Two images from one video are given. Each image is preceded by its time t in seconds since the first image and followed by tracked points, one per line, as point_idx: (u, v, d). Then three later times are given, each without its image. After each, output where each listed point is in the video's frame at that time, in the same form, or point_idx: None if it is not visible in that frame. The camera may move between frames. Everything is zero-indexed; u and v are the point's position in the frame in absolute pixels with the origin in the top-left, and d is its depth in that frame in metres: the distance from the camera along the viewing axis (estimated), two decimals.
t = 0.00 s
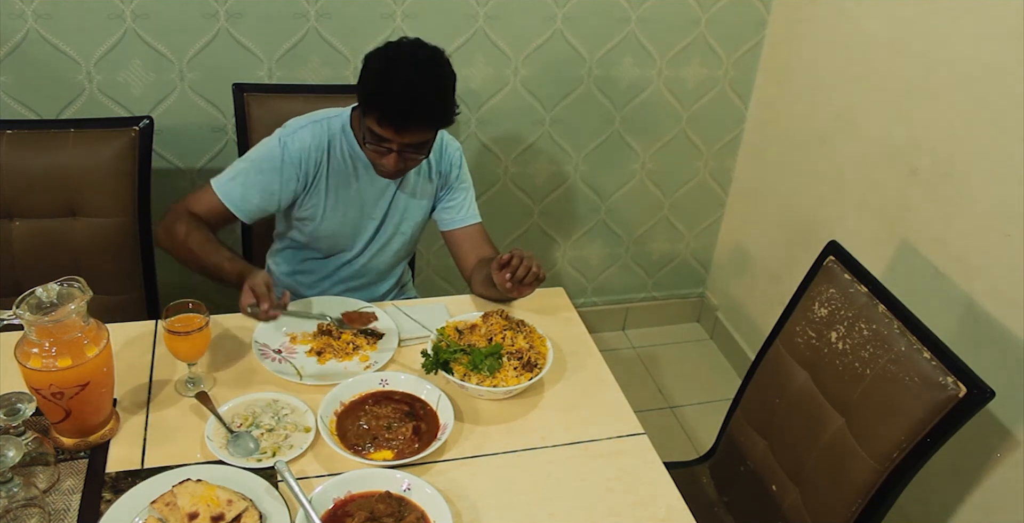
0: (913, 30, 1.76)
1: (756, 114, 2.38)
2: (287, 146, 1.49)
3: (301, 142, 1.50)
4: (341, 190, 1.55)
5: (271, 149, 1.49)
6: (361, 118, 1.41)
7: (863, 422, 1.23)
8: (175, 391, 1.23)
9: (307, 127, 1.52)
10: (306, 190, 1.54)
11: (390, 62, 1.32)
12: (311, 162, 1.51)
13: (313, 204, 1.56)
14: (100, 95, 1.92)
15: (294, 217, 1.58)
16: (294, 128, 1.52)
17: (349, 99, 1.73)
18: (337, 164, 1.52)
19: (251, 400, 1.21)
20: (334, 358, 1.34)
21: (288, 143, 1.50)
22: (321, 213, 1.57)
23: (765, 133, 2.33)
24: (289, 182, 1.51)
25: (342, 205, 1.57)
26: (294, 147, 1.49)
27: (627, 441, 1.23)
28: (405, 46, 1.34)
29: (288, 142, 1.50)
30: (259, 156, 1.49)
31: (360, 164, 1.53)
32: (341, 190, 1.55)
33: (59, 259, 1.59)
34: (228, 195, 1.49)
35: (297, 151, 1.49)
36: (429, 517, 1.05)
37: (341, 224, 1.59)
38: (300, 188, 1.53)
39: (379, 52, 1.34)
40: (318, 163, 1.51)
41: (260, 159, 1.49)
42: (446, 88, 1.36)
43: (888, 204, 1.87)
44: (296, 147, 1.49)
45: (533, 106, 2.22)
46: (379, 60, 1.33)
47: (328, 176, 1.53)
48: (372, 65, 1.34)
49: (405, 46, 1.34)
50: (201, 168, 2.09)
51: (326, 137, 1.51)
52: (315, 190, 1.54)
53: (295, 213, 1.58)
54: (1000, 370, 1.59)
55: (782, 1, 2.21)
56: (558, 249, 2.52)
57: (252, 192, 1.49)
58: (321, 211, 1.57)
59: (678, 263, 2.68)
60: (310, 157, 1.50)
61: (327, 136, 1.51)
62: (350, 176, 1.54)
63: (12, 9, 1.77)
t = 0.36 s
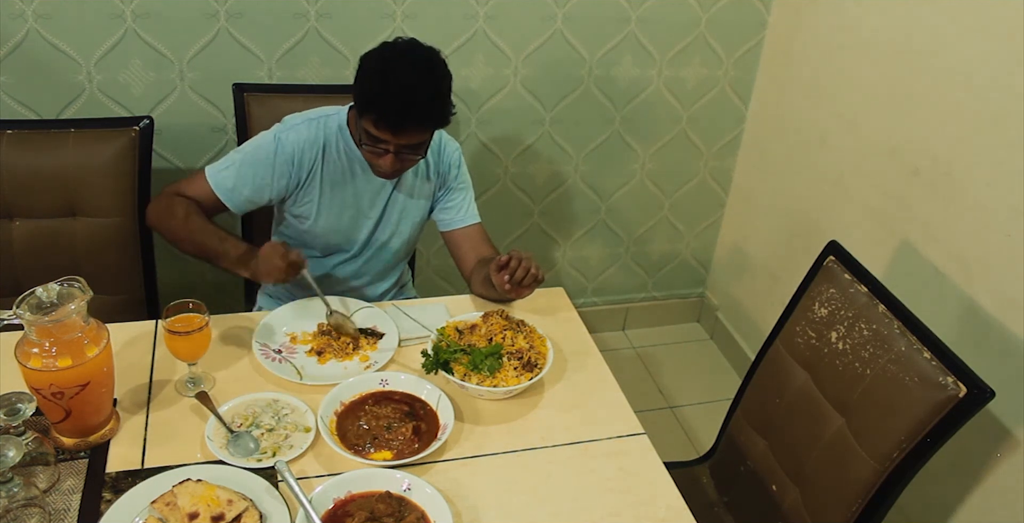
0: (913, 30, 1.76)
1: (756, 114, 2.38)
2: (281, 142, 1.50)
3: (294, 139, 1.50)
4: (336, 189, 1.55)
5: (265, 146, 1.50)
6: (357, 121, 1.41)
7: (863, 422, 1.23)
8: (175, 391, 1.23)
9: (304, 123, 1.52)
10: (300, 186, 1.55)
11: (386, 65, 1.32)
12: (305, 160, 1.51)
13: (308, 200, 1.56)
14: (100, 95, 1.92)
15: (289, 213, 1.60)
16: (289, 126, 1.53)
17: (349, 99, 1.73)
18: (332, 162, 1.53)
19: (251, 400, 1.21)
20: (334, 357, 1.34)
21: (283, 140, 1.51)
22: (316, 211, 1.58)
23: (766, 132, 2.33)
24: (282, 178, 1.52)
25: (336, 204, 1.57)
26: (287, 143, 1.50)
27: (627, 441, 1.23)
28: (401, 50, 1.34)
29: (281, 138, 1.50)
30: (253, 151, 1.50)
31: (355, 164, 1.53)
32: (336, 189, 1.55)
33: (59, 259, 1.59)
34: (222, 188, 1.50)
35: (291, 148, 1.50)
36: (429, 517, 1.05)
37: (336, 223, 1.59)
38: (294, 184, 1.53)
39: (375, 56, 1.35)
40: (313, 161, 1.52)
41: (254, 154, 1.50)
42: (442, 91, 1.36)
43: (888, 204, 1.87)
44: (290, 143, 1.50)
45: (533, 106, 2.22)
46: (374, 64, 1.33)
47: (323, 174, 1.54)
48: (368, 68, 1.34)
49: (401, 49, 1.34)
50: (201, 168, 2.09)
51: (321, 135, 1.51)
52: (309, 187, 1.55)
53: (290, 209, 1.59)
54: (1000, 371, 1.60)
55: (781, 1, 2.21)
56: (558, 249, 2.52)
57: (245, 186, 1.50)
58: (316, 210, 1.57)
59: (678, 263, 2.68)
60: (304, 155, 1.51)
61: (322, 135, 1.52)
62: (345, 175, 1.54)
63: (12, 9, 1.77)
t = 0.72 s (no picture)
0: (913, 30, 1.76)
1: (756, 114, 2.38)
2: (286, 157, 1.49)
3: (310, 167, 1.47)
4: (347, 205, 1.55)
5: (282, 177, 1.45)
6: (357, 123, 1.40)
7: (863, 422, 1.23)
8: (175, 391, 1.23)
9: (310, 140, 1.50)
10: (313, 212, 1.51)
11: (379, 56, 1.33)
12: (319, 184, 1.49)
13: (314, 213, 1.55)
14: (100, 95, 1.92)
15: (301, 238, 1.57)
16: (298, 152, 1.49)
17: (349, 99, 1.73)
18: (342, 180, 1.52)
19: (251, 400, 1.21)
20: (334, 358, 1.34)
21: (298, 168, 1.47)
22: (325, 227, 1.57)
23: (765, 132, 2.33)
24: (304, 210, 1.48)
25: (346, 218, 1.57)
26: (304, 174, 1.46)
27: (627, 441, 1.23)
28: (390, 42, 1.36)
29: (297, 169, 1.46)
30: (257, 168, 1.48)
31: (364, 180, 1.53)
32: (345, 205, 1.55)
33: (59, 260, 1.59)
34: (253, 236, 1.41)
35: (309, 180, 1.47)
36: (429, 517, 1.05)
37: (344, 236, 1.60)
38: (310, 211, 1.50)
39: (365, 53, 1.36)
40: (325, 184, 1.50)
41: (269, 191, 1.45)
42: (438, 75, 1.37)
43: (888, 204, 1.87)
44: (308, 172, 1.46)
45: (533, 106, 2.22)
46: (366, 58, 1.34)
47: (333, 193, 1.52)
48: (361, 64, 1.35)
49: (391, 42, 1.36)
50: (201, 168, 2.09)
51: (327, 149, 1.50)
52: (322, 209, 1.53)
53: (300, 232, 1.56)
54: (1000, 371, 1.60)
55: (781, 1, 2.21)
56: (558, 249, 2.52)
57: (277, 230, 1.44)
58: (325, 226, 1.57)
59: (678, 263, 2.68)
60: (320, 181, 1.49)
61: (331, 155, 1.50)
62: (354, 192, 1.54)
63: (12, 9, 1.77)
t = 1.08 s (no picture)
0: (913, 30, 1.76)
1: (755, 114, 2.38)
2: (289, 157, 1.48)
3: (311, 167, 1.47)
4: (347, 205, 1.55)
5: (283, 178, 1.45)
6: (357, 124, 1.40)
7: (863, 422, 1.23)
8: (175, 391, 1.23)
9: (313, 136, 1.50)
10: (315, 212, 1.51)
11: (379, 57, 1.33)
12: (321, 184, 1.49)
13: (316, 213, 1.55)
14: (100, 95, 1.92)
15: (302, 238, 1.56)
16: (299, 152, 1.49)
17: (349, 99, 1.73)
18: (344, 181, 1.52)
19: (251, 400, 1.21)
20: (334, 358, 1.34)
21: (300, 169, 1.46)
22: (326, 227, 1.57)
23: (765, 133, 2.33)
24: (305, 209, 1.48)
25: (347, 218, 1.57)
26: (306, 174, 1.46)
27: (627, 441, 1.23)
28: (391, 43, 1.36)
29: (298, 169, 1.46)
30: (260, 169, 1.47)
31: (365, 180, 1.53)
32: (346, 205, 1.55)
33: (59, 260, 1.59)
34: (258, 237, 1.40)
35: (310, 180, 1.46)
36: (429, 517, 1.05)
37: (345, 236, 1.60)
38: (312, 211, 1.50)
39: (365, 54, 1.36)
40: (327, 184, 1.50)
41: (271, 191, 1.44)
42: (439, 76, 1.37)
43: (888, 204, 1.87)
44: (309, 173, 1.46)
45: (533, 106, 2.22)
46: (367, 58, 1.34)
47: (335, 193, 1.52)
48: (361, 65, 1.35)
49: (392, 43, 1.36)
50: (201, 168, 2.09)
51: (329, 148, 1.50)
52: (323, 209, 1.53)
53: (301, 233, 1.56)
54: (999, 370, 1.60)
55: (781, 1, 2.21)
56: (558, 249, 2.52)
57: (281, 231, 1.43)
58: (326, 226, 1.57)
59: (679, 263, 2.68)
60: (321, 181, 1.49)
61: (332, 155, 1.50)
62: (355, 191, 1.54)
63: (12, 9, 1.77)
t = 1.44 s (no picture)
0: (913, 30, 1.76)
1: (756, 114, 2.38)
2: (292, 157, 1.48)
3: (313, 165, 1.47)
4: (349, 203, 1.55)
5: (285, 175, 1.45)
6: (359, 121, 1.40)
7: (863, 422, 1.23)
8: (175, 391, 1.23)
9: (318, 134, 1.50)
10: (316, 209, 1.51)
11: (384, 54, 1.33)
12: (323, 183, 1.49)
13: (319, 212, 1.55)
14: (100, 95, 1.92)
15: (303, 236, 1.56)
16: (301, 149, 1.49)
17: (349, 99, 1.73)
18: (345, 178, 1.52)
19: (251, 400, 1.21)
20: (334, 358, 1.34)
21: (302, 166, 1.46)
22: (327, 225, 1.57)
23: (765, 133, 2.33)
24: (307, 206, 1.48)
25: (348, 217, 1.57)
26: (309, 173, 1.46)
27: (627, 441, 1.23)
28: (396, 40, 1.36)
29: (300, 166, 1.46)
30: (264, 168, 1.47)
31: (366, 178, 1.53)
32: (347, 203, 1.55)
33: (59, 260, 1.59)
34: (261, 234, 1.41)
35: (311, 177, 1.47)
36: (429, 517, 1.05)
37: (345, 234, 1.60)
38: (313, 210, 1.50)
39: (370, 51, 1.36)
40: (328, 182, 1.50)
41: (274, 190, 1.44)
42: (443, 76, 1.37)
43: (888, 204, 1.87)
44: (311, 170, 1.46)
45: (533, 106, 2.22)
46: (372, 55, 1.34)
47: (337, 192, 1.52)
48: (366, 61, 1.35)
49: (397, 40, 1.36)
50: (201, 167, 2.09)
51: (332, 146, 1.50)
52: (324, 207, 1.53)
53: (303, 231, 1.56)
54: (999, 371, 1.60)
55: (781, 1, 2.21)
56: (558, 249, 2.52)
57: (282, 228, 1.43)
58: (327, 224, 1.57)
59: (679, 263, 2.68)
60: (323, 178, 1.49)
61: (334, 153, 1.50)
62: (356, 189, 1.54)
63: (12, 9, 1.77)
